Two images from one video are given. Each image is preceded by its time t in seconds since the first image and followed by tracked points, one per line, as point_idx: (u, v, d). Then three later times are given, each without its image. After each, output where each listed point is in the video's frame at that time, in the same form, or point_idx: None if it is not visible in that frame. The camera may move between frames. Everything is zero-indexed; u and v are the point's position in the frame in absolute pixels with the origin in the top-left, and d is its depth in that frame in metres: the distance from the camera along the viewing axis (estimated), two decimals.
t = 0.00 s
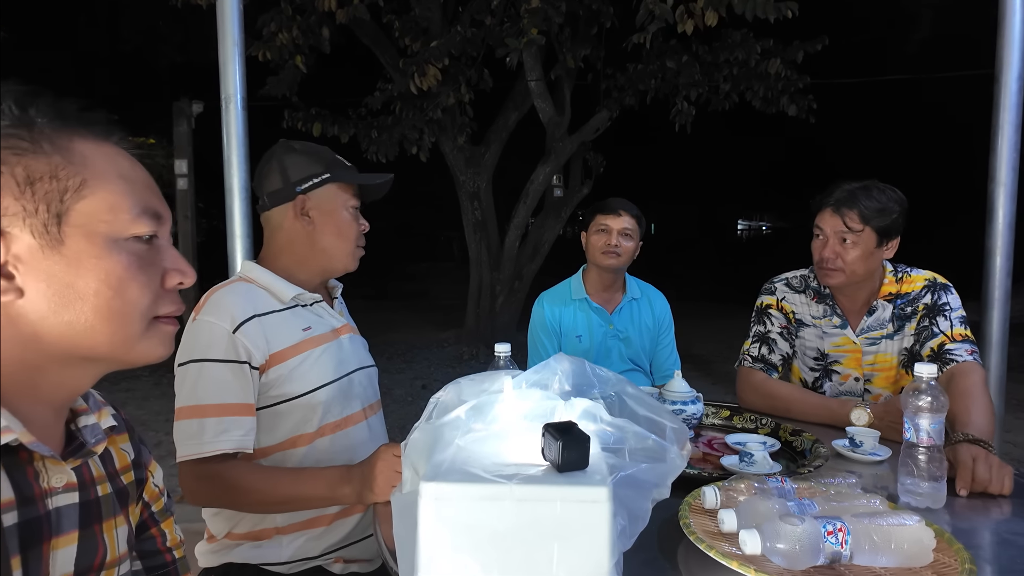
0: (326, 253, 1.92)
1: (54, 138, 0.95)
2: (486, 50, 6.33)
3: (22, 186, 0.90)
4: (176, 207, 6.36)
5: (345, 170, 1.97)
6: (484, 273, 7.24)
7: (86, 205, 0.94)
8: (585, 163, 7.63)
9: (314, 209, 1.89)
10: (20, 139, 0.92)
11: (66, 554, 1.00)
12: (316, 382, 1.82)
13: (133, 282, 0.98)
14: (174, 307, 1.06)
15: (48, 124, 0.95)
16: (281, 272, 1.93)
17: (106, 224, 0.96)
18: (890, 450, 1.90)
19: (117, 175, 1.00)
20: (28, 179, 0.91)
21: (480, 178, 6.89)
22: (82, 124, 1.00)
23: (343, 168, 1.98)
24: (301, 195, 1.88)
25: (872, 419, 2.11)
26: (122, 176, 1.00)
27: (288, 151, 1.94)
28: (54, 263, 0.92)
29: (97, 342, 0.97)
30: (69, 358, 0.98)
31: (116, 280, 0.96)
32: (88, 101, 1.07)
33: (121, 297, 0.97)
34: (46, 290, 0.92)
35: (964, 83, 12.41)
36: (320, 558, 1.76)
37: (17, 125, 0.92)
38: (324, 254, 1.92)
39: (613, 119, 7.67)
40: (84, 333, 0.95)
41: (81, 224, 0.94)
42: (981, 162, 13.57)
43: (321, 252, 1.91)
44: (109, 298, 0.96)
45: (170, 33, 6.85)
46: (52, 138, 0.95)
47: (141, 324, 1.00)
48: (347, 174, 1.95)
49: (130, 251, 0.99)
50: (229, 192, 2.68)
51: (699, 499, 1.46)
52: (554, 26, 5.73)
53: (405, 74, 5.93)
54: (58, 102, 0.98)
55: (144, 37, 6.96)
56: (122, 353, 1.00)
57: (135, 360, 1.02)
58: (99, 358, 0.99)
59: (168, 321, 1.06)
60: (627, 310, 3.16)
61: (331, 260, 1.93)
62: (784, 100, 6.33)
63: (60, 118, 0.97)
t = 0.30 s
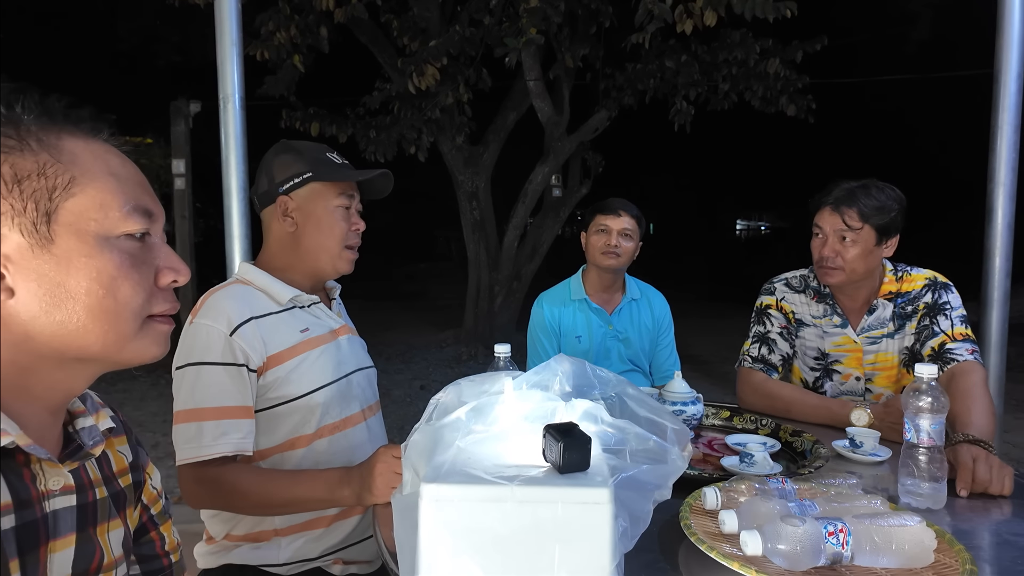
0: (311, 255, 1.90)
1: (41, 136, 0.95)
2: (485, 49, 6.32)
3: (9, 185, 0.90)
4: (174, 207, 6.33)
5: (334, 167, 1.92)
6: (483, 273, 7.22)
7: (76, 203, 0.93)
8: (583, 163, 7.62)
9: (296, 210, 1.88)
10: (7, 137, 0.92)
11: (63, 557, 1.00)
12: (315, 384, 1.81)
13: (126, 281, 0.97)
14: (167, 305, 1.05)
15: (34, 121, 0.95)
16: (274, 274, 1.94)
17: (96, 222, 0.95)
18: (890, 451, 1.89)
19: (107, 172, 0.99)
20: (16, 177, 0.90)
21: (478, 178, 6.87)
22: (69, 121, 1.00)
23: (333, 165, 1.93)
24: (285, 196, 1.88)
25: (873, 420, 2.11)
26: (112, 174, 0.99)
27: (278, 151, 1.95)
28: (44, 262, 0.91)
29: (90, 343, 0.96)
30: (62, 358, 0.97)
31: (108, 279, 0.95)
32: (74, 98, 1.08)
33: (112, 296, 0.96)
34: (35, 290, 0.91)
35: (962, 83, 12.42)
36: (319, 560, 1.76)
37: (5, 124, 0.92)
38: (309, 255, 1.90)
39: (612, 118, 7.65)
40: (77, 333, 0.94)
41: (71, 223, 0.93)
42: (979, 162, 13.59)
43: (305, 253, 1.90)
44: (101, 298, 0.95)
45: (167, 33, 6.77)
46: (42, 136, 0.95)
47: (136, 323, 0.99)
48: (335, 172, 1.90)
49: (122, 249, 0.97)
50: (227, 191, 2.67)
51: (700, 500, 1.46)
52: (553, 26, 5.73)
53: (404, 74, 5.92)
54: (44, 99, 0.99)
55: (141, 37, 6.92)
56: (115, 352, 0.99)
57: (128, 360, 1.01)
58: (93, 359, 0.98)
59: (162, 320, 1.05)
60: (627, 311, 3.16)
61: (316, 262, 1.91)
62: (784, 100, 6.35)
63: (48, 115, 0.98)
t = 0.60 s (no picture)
0: (328, 255, 1.92)
1: (28, 131, 0.91)
2: (484, 49, 6.30)
3: None
4: (173, 207, 6.33)
5: (346, 169, 1.96)
6: (482, 273, 7.22)
7: (62, 198, 0.90)
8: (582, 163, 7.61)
9: (314, 210, 1.90)
10: None
11: (58, 557, 0.99)
12: (317, 387, 1.81)
13: (113, 278, 0.92)
14: (158, 304, 1.00)
15: (21, 116, 0.91)
16: (282, 275, 1.92)
17: (84, 219, 0.92)
18: (892, 452, 1.89)
19: (96, 168, 0.95)
20: None
21: (478, 178, 6.86)
22: (58, 114, 0.95)
23: (344, 168, 1.98)
24: (302, 197, 1.89)
25: (874, 420, 2.10)
26: (102, 169, 0.96)
27: (286, 152, 1.94)
28: (29, 257, 0.87)
29: (79, 342, 0.91)
30: (49, 358, 0.93)
31: (94, 276, 0.91)
32: (67, 92, 1.01)
33: (99, 293, 0.91)
34: (20, 287, 0.87)
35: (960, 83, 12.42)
36: (320, 562, 1.75)
37: None
38: (326, 256, 1.92)
39: (611, 118, 7.65)
40: (64, 332, 0.90)
41: (57, 219, 0.89)
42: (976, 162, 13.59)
43: (323, 253, 1.92)
44: (89, 295, 0.91)
45: (165, 32, 6.82)
46: (28, 129, 0.91)
47: (124, 322, 0.94)
48: (349, 174, 1.96)
49: (110, 246, 0.93)
50: (227, 191, 2.66)
51: (703, 501, 1.46)
52: (552, 27, 5.72)
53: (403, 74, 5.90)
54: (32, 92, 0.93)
55: (139, 36, 6.92)
56: (104, 351, 0.94)
57: (118, 359, 0.96)
58: (82, 358, 0.94)
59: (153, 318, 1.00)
60: (626, 311, 3.16)
61: (333, 263, 1.93)
62: (783, 100, 6.36)
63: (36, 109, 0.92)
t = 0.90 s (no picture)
0: (332, 256, 1.90)
1: None
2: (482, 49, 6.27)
3: None
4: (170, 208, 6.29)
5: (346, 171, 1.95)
6: (480, 273, 7.19)
7: (29, 197, 0.88)
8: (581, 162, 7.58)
9: (318, 211, 1.87)
10: None
11: (32, 568, 0.96)
12: (315, 392, 1.78)
13: (86, 278, 0.90)
14: (133, 304, 0.97)
15: None
16: (283, 277, 1.89)
17: (53, 217, 0.89)
18: (893, 456, 1.87)
19: (65, 166, 0.92)
20: None
21: (476, 178, 6.84)
22: (20, 109, 0.92)
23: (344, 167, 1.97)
24: (307, 199, 1.86)
25: (875, 424, 2.08)
26: (69, 166, 0.93)
27: (284, 152, 1.92)
28: None
29: (53, 345, 0.89)
30: (21, 361, 0.90)
31: (66, 276, 0.88)
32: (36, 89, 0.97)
33: (73, 293, 0.89)
34: None
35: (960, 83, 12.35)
36: (313, 569, 1.73)
37: None
38: (330, 256, 1.90)
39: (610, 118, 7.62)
40: (37, 335, 0.87)
41: (26, 218, 0.87)
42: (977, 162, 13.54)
43: (326, 254, 1.89)
44: (62, 296, 0.88)
45: (163, 32, 6.76)
46: None
47: (98, 323, 0.91)
48: (348, 172, 1.96)
49: (82, 245, 0.91)
50: (221, 192, 2.64)
51: (701, 509, 1.44)
52: (550, 26, 5.70)
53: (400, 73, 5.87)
54: None
55: (136, 35, 6.87)
56: (78, 353, 0.91)
57: (92, 361, 0.93)
58: (55, 361, 0.91)
59: (129, 318, 0.97)
60: (624, 312, 3.13)
61: (336, 263, 1.91)
62: (781, 100, 6.34)
63: None
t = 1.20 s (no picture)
0: (332, 259, 1.89)
1: None
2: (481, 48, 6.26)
3: None
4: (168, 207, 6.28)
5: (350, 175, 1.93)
6: (479, 273, 7.18)
7: (7, 197, 0.86)
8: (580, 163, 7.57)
9: (319, 213, 1.86)
10: None
11: None
12: (312, 395, 1.77)
13: (68, 281, 0.88)
14: (119, 307, 0.95)
15: None
16: (280, 278, 1.88)
17: (31, 218, 0.87)
18: (893, 459, 1.86)
19: (44, 165, 0.91)
20: None
21: (475, 178, 6.83)
22: None
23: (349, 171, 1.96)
24: (309, 200, 1.84)
25: (875, 426, 2.06)
26: (50, 166, 0.91)
27: (290, 151, 1.90)
28: None
29: (28, 350, 0.87)
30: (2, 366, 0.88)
31: (47, 279, 0.86)
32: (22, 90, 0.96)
33: (52, 296, 0.87)
34: None
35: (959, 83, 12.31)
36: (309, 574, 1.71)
37: None
38: (329, 259, 1.89)
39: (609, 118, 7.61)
40: (15, 340, 0.86)
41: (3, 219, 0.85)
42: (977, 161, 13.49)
43: (325, 257, 1.88)
44: (40, 299, 0.86)
45: (161, 31, 6.77)
46: None
47: (82, 327, 0.90)
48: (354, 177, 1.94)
49: (63, 247, 0.89)
50: (217, 192, 2.62)
51: (699, 514, 1.42)
52: (549, 25, 5.68)
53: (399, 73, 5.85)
54: None
55: (135, 35, 6.86)
56: (59, 358, 0.89)
57: (74, 366, 0.91)
58: (36, 366, 0.90)
59: (115, 322, 0.96)
60: (623, 313, 3.11)
61: (335, 267, 1.90)
62: (780, 100, 6.31)
63: None
